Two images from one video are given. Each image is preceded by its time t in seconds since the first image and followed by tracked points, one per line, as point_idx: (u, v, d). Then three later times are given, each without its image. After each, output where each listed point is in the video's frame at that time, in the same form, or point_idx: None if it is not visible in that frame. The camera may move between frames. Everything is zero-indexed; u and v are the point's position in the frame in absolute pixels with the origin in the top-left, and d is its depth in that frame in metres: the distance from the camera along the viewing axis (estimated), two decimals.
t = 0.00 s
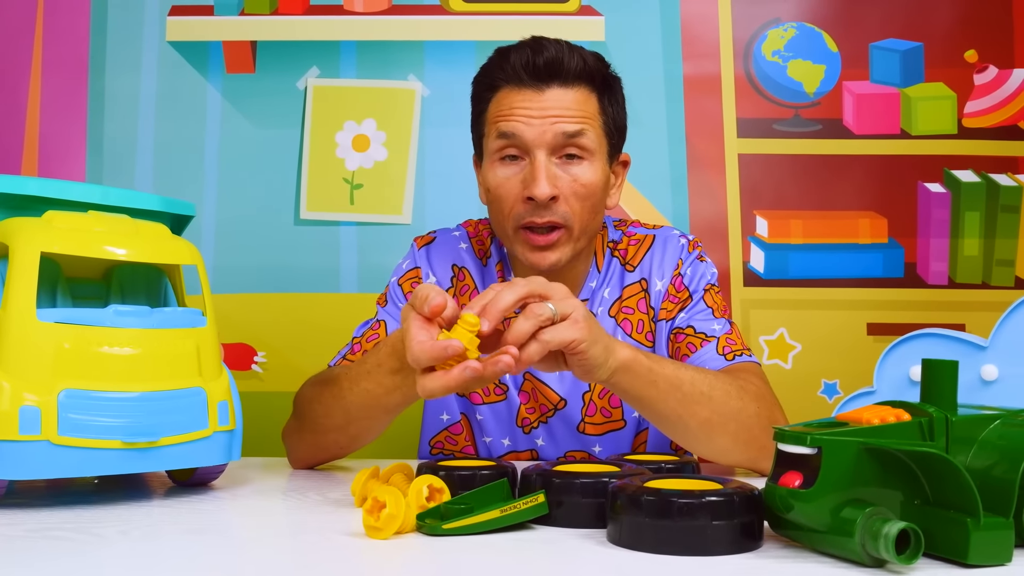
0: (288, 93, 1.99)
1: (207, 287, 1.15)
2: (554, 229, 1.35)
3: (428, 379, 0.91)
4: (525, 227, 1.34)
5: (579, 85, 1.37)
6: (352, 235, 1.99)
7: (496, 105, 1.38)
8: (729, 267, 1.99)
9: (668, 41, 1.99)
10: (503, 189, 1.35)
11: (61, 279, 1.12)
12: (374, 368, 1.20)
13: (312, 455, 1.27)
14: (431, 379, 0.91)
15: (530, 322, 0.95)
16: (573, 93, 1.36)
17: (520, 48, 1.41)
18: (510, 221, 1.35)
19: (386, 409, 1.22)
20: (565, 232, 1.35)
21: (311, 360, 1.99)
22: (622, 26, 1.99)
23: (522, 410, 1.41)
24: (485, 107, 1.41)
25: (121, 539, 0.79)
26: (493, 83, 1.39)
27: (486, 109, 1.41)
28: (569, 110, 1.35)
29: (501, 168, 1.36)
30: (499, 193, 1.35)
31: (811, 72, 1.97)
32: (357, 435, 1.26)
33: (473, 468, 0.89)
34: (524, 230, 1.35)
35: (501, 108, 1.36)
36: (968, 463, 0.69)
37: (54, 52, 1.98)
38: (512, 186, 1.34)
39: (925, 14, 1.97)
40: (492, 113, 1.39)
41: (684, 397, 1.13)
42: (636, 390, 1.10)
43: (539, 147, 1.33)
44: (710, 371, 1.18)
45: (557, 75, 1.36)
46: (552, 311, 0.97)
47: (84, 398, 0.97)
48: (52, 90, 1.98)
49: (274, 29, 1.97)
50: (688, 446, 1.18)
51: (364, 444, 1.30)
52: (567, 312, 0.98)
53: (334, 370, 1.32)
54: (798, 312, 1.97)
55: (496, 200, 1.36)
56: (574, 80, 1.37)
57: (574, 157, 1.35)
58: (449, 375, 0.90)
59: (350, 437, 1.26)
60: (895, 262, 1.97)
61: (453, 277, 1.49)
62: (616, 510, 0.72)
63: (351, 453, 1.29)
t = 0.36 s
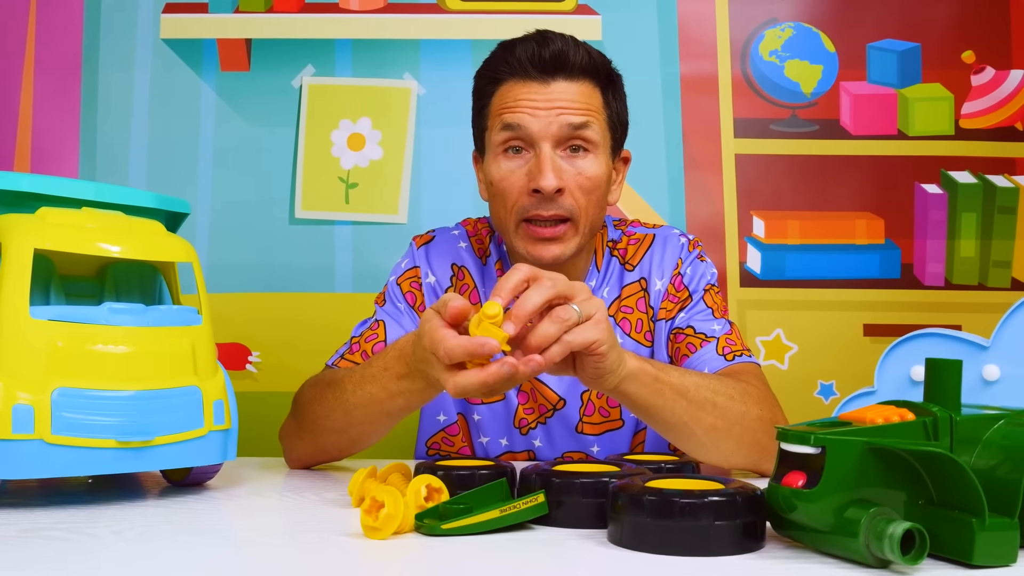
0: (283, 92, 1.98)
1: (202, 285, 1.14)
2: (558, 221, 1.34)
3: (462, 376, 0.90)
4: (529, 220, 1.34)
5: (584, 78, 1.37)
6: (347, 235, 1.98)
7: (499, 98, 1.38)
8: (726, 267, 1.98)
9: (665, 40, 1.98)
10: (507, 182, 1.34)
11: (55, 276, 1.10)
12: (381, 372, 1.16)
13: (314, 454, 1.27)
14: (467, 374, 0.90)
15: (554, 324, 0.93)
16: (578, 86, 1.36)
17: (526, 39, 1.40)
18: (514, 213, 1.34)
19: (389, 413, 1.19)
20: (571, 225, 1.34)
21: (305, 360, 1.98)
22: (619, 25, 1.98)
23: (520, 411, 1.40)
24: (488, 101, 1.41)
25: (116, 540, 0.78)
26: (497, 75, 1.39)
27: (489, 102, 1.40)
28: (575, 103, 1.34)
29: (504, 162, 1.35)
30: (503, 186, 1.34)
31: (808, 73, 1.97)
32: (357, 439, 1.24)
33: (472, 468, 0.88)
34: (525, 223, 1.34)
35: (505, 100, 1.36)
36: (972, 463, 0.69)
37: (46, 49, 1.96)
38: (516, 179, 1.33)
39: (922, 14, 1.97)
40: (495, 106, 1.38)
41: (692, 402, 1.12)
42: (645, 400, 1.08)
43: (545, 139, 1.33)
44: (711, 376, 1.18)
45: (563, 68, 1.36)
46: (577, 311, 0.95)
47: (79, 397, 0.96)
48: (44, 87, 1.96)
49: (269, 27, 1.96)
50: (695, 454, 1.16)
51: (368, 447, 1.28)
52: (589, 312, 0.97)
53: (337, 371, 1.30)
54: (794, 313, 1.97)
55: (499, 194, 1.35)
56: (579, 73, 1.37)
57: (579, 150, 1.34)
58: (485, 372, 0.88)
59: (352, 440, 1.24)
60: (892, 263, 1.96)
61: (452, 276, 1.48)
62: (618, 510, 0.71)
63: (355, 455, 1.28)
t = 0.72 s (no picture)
0: (278, 90, 1.97)
1: (198, 284, 1.13)
2: (552, 222, 1.33)
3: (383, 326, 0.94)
4: (524, 221, 1.33)
5: (576, 77, 1.36)
6: (343, 234, 1.97)
7: (492, 99, 1.37)
8: (722, 268, 1.98)
9: (662, 40, 1.98)
10: (501, 184, 1.34)
11: (48, 275, 1.09)
12: (337, 359, 1.20)
13: (293, 459, 1.25)
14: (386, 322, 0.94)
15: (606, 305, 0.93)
16: (570, 86, 1.35)
17: (516, 40, 1.40)
18: (510, 216, 1.34)
19: (352, 402, 1.22)
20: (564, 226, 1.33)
21: (300, 360, 1.97)
22: (616, 25, 1.98)
23: (517, 411, 1.40)
24: (481, 102, 1.40)
25: (110, 540, 0.77)
26: (489, 76, 1.38)
27: (482, 102, 1.40)
28: (567, 102, 1.33)
29: (498, 163, 1.34)
30: (497, 188, 1.34)
31: (804, 73, 1.97)
32: (331, 436, 1.25)
33: (469, 468, 0.87)
34: (522, 225, 1.33)
35: (498, 102, 1.35)
36: (974, 463, 0.68)
37: (41, 47, 1.96)
38: (509, 182, 1.33)
39: (919, 15, 1.97)
40: (489, 107, 1.38)
41: (720, 400, 1.13)
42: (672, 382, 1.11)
43: (538, 140, 1.32)
44: (750, 373, 1.18)
45: (555, 67, 1.35)
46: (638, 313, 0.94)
47: (72, 396, 0.95)
48: (38, 85, 1.95)
49: (264, 26, 1.95)
50: (707, 439, 1.19)
51: (343, 449, 1.29)
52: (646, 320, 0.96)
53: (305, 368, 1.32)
54: (790, 313, 1.97)
55: (494, 196, 1.35)
56: (571, 72, 1.36)
57: (573, 151, 1.33)
58: (398, 310, 0.92)
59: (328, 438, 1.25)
60: (888, 264, 1.96)
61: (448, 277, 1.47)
62: (617, 510, 0.70)
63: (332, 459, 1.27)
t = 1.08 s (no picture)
0: (273, 86, 1.96)
1: (193, 281, 1.12)
2: (559, 221, 1.33)
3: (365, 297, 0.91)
4: (531, 220, 1.32)
5: (580, 74, 1.36)
6: (338, 231, 1.96)
7: (495, 95, 1.36)
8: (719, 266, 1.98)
9: (659, 38, 1.97)
10: (507, 182, 1.33)
11: (43, 270, 1.08)
12: (315, 356, 1.22)
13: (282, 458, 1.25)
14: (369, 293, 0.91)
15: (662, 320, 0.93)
16: (575, 82, 1.35)
17: (520, 36, 1.39)
18: (515, 215, 1.33)
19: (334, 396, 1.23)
20: (570, 225, 1.32)
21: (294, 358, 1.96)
22: (612, 22, 1.97)
23: (515, 410, 1.39)
24: (482, 97, 1.40)
25: (105, 538, 0.76)
26: (492, 72, 1.37)
27: (484, 99, 1.39)
28: (573, 99, 1.33)
29: (504, 161, 1.33)
30: (502, 185, 1.33)
31: (801, 72, 1.97)
32: (319, 432, 1.26)
33: (467, 465, 0.86)
34: (528, 224, 1.32)
35: (503, 98, 1.35)
36: (976, 460, 0.68)
37: (34, 42, 1.94)
38: (516, 179, 1.32)
39: (915, 14, 1.97)
40: (491, 103, 1.37)
41: (743, 407, 1.19)
42: (700, 385, 1.17)
43: (544, 136, 1.31)
44: (777, 381, 1.23)
45: (560, 65, 1.35)
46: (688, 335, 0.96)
47: (67, 392, 0.94)
48: (32, 80, 1.94)
49: (258, 21, 1.94)
50: (721, 437, 1.25)
51: (332, 445, 1.30)
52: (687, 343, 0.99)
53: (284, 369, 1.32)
54: (786, 312, 1.97)
55: (499, 194, 1.34)
56: (575, 69, 1.36)
57: (578, 148, 1.33)
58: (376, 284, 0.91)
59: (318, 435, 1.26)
60: (884, 263, 1.96)
61: (444, 274, 1.47)
62: (618, 508, 0.70)
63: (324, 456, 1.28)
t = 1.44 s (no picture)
0: (268, 81, 1.95)
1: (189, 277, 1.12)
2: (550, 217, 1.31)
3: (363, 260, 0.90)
4: (523, 215, 1.31)
5: (578, 70, 1.36)
6: (333, 227, 1.96)
7: (490, 90, 1.36)
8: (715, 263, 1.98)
9: (655, 34, 1.97)
10: (500, 177, 1.32)
11: (37, 265, 1.08)
12: (302, 349, 1.21)
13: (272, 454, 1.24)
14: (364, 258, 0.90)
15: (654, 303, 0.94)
16: (571, 79, 1.34)
17: (519, 31, 1.39)
18: (507, 210, 1.32)
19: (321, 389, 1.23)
20: (561, 222, 1.31)
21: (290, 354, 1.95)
22: (609, 18, 1.97)
23: (509, 404, 1.38)
24: (478, 92, 1.39)
25: (99, 534, 0.75)
26: (488, 67, 1.37)
27: (479, 94, 1.38)
28: (568, 96, 1.33)
29: (496, 156, 1.33)
30: (494, 180, 1.33)
31: (798, 68, 1.96)
32: (308, 427, 1.24)
33: (464, 461, 0.85)
34: (519, 219, 1.31)
35: (497, 93, 1.34)
36: (976, 458, 0.68)
37: (29, 36, 1.93)
38: (508, 174, 1.31)
39: (913, 11, 1.97)
40: (486, 99, 1.37)
41: (740, 404, 1.18)
42: (701, 382, 1.16)
43: (538, 133, 1.31)
44: (778, 380, 1.22)
45: (556, 60, 1.35)
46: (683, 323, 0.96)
47: (61, 387, 0.93)
48: (26, 74, 1.93)
49: (252, 17, 1.92)
50: (719, 435, 1.24)
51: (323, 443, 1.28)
52: (684, 330, 0.99)
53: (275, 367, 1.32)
54: (782, 310, 1.97)
55: (491, 189, 1.33)
56: (572, 65, 1.35)
57: (571, 146, 1.32)
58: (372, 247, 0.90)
59: (307, 431, 1.24)
60: (880, 260, 1.96)
61: (437, 269, 1.46)
62: (614, 505, 0.69)
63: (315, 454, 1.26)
